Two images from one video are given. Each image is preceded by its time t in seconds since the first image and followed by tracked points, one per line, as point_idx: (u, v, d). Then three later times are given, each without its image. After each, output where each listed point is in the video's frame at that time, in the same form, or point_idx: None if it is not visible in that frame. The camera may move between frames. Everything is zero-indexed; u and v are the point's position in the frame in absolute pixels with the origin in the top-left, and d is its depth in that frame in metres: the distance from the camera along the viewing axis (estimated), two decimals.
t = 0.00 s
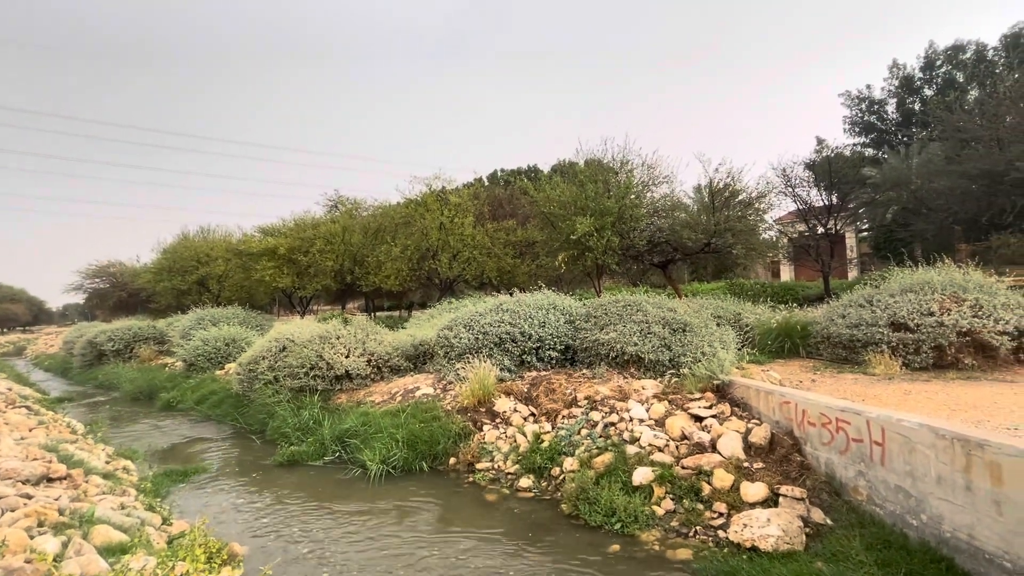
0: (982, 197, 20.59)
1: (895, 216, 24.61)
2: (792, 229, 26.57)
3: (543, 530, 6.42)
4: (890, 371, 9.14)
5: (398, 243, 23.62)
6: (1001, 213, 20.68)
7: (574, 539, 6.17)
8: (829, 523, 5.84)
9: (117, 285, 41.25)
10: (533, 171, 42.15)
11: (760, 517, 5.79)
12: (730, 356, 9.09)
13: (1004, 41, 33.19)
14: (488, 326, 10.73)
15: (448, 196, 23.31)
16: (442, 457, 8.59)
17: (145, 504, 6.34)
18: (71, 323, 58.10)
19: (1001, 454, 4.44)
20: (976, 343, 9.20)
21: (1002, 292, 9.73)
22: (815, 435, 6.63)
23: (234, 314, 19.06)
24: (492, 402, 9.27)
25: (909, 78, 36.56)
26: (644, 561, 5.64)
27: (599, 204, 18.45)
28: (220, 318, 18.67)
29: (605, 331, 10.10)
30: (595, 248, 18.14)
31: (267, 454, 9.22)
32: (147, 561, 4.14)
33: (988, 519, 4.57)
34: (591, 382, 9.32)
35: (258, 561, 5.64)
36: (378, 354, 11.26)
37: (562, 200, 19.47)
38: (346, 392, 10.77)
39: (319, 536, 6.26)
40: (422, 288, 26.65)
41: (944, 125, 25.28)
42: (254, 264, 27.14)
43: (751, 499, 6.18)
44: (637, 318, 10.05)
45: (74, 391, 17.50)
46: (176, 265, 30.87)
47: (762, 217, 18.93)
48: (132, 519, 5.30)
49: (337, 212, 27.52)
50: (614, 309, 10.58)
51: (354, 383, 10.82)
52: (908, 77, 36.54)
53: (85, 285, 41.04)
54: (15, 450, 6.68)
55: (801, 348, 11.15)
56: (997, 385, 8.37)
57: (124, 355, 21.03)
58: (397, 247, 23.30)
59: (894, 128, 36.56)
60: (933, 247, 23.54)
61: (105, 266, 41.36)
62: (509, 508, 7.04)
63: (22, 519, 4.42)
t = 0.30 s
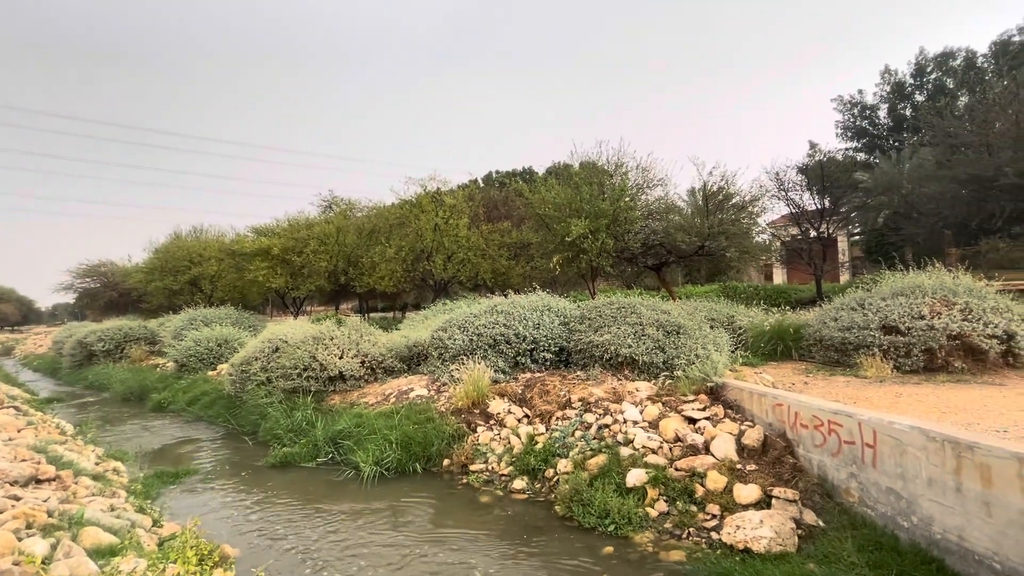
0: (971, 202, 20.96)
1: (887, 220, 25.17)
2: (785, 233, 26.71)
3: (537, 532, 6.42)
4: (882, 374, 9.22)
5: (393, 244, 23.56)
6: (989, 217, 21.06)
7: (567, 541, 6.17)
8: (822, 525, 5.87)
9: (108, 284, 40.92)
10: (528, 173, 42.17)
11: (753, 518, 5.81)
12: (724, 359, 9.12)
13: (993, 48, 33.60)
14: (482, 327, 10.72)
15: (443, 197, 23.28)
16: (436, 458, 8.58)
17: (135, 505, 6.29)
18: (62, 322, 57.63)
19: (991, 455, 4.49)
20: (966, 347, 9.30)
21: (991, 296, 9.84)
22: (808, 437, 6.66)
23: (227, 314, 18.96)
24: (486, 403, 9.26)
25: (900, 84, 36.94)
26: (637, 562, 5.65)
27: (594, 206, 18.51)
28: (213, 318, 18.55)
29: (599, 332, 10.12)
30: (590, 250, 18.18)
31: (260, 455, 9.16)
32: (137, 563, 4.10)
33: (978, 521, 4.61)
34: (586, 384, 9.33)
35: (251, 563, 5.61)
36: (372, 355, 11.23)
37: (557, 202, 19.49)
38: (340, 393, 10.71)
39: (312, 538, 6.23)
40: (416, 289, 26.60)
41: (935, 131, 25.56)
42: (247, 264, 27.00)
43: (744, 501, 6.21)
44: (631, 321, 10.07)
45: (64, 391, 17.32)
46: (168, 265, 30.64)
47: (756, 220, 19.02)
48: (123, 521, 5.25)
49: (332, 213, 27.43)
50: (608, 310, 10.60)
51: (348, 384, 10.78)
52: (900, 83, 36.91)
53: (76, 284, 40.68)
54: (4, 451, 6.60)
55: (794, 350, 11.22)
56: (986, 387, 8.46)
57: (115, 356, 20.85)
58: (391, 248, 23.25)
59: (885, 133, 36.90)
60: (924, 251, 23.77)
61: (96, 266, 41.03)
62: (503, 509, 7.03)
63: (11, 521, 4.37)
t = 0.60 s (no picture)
0: (958, 207, 21.01)
1: (876, 224, 25.43)
2: (775, 236, 26.90)
3: (527, 535, 6.40)
4: (870, 377, 9.29)
5: (385, 246, 23.46)
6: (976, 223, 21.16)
7: (558, 544, 6.16)
8: (810, 527, 5.90)
9: (95, 284, 40.50)
10: (521, 175, 42.20)
11: (742, 521, 5.84)
12: (714, 361, 9.17)
13: (980, 56, 34.05)
14: (474, 329, 10.70)
15: (435, 199, 23.24)
16: (426, 461, 8.54)
17: (120, 509, 6.21)
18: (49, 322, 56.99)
19: (976, 458, 4.53)
20: (952, 350, 9.41)
21: (977, 300, 9.96)
22: (797, 440, 6.70)
23: (216, 315, 18.79)
24: (477, 406, 9.24)
25: (889, 90, 37.33)
26: (628, 565, 5.65)
27: (586, 209, 18.55)
28: (201, 319, 18.39)
29: (591, 335, 10.13)
30: (582, 252, 18.19)
31: (248, 458, 9.07)
32: (120, 567, 4.04)
33: (963, 523, 4.65)
34: (577, 386, 9.33)
35: (237, 567, 5.56)
36: (363, 356, 11.16)
37: (549, 205, 19.51)
38: (330, 395, 10.63)
39: (300, 541, 6.18)
40: (408, 291, 26.54)
41: (923, 137, 25.86)
42: (237, 265, 26.81)
43: (733, 503, 6.23)
44: (623, 323, 10.10)
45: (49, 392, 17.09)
46: (156, 265, 30.34)
47: (747, 223, 19.14)
48: (107, 525, 5.18)
49: (323, 213, 27.29)
50: (600, 313, 10.61)
51: (338, 386, 10.70)
52: (888, 89, 37.31)
53: (62, 284, 40.20)
54: None
55: (783, 353, 11.28)
56: (972, 390, 8.56)
57: (101, 357, 20.61)
58: (383, 249, 23.16)
59: (874, 138, 37.28)
60: (912, 256, 24.04)
61: (83, 266, 40.62)
62: (494, 512, 7.01)
63: None
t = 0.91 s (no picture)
0: (941, 212, 21.24)
1: (861, 230, 26.24)
2: (762, 240, 27.12)
3: (514, 538, 6.38)
4: (855, 380, 9.37)
5: (373, 247, 23.32)
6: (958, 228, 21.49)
7: (544, 548, 6.14)
8: (796, 530, 5.93)
9: (78, 285, 39.91)
10: (511, 177, 42.20)
11: (728, 524, 5.85)
12: (702, 364, 9.20)
13: (962, 65, 34.63)
14: (462, 331, 10.64)
15: (425, 200, 23.17)
16: (413, 465, 8.49)
17: (98, 514, 6.09)
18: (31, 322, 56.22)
19: (957, 461, 4.58)
20: (934, 353, 9.52)
21: (959, 304, 10.09)
22: (783, 443, 6.73)
23: (201, 316, 18.56)
24: (465, 409, 9.21)
25: (874, 97, 37.85)
26: (615, 569, 5.63)
27: (576, 212, 18.59)
28: (186, 320, 18.16)
29: (579, 338, 10.12)
30: (571, 255, 18.23)
31: (232, 461, 8.96)
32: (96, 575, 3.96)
33: (945, 525, 4.69)
34: (565, 389, 9.32)
35: (218, 573, 5.47)
36: (350, 359, 11.06)
37: (539, 207, 19.51)
38: (316, 398, 10.51)
39: (284, 546, 6.10)
40: (396, 292, 26.42)
41: (907, 143, 26.20)
42: (223, 265, 26.54)
43: (720, 507, 6.24)
44: (611, 326, 10.10)
45: (28, 395, 16.77)
46: (141, 265, 29.94)
47: (734, 227, 19.26)
48: (85, 531, 5.08)
49: (311, 214, 27.08)
50: (588, 316, 10.60)
51: (325, 389, 10.58)
52: (873, 96, 37.80)
53: (43, 284, 39.56)
54: None
55: (770, 356, 11.34)
56: (954, 393, 8.67)
57: (83, 358, 20.28)
58: (372, 251, 23.04)
59: (860, 144, 37.76)
60: (896, 260, 24.37)
61: (65, 266, 40.04)
62: (481, 516, 6.98)
63: None
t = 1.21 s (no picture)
0: (924, 217, 21.43)
1: (845, 233, 26.65)
2: (748, 243, 27.34)
3: (501, 541, 6.36)
4: (839, 381, 9.47)
5: (361, 248, 23.16)
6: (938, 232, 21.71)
7: (531, 550, 6.12)
8: (780, 531, 5.97)
9: (58, 285, 39.23)
10: (500, 178, 42.20)
11: (714, 526, 5.88)
12: (689, 367, 9.26)
13: (943, 72, 35.27)
14: (450, 333, 10.56)
15: (413, 202, 23.07)
16: (400, 468, 8.45)
17: (76, 520, 5.97)
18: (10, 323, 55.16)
19: (938, 462, 4.64)
20: (916, 355, 9.65)
21: (940, 307, 10.24)
22: (768, 444, 6.79)
23: (185, 318, 18.31)
24: (453, 411, 9.17)
25: (858, 102, 38.37)
26: (601, 572, 5.63)
27: (564, 214, 18.62)
28: (170, 322, 17.90)
29: (567, 340, 10.11)
30: (559, 257, 18.25)
31: (216, 465, 8.84)
32: None
33: (925, 526, 4.75)
34: (553, 391, 9.32)
35: None
36: (337, 361, 10.91)
37: (528, 209, 19.49)
38: (302, 400, 10.34)
39: (267, 551, 6.02)
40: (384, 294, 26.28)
41: (890, 148, 26.57)
42: (208, 266, 26.21)
43: (706, 508, 6.26)
44: (599, 328, 10.09)
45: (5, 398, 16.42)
46: (123, 265, 29.47)
47: (721, 230, 19.40)
48: (61, 537, 4.97)
49: (298, 215, 26.83)
50: (576, 318, 10.59)
51: (311, 392, 10.41)
52: (857, 101, 38.31)
53: (23, 285, 38.83)
54: None
55: (756, 358, 11.41)
56: (935, 395, 8.80)
57: (62, 360, 19.91)
58: (359, 252, 22.88)
59: (844, 149, 38.26)
60: (879, 263, 24.69)
61: (45, 266, 39.33)
62: (468, 519, 6.95)
63: None
